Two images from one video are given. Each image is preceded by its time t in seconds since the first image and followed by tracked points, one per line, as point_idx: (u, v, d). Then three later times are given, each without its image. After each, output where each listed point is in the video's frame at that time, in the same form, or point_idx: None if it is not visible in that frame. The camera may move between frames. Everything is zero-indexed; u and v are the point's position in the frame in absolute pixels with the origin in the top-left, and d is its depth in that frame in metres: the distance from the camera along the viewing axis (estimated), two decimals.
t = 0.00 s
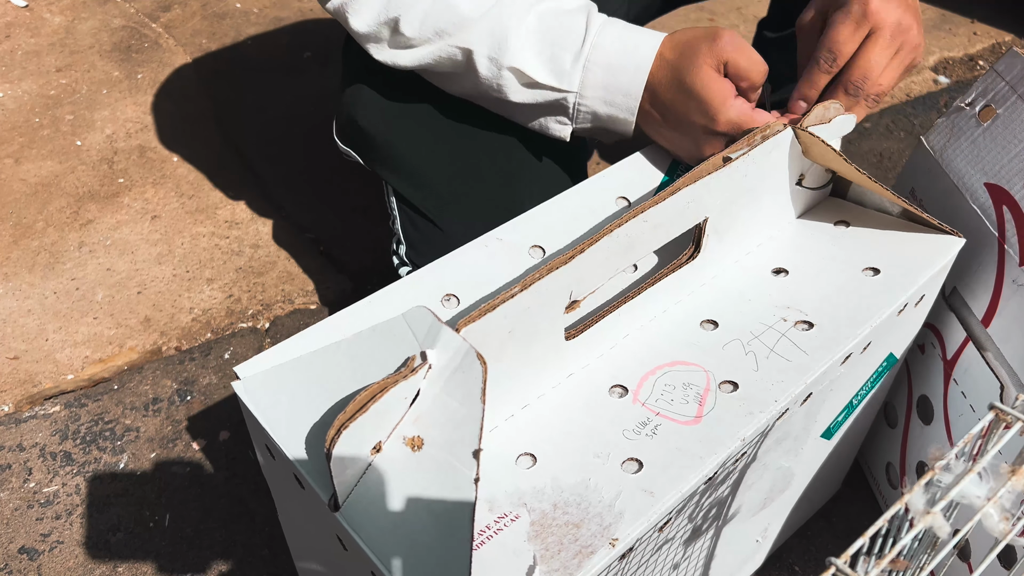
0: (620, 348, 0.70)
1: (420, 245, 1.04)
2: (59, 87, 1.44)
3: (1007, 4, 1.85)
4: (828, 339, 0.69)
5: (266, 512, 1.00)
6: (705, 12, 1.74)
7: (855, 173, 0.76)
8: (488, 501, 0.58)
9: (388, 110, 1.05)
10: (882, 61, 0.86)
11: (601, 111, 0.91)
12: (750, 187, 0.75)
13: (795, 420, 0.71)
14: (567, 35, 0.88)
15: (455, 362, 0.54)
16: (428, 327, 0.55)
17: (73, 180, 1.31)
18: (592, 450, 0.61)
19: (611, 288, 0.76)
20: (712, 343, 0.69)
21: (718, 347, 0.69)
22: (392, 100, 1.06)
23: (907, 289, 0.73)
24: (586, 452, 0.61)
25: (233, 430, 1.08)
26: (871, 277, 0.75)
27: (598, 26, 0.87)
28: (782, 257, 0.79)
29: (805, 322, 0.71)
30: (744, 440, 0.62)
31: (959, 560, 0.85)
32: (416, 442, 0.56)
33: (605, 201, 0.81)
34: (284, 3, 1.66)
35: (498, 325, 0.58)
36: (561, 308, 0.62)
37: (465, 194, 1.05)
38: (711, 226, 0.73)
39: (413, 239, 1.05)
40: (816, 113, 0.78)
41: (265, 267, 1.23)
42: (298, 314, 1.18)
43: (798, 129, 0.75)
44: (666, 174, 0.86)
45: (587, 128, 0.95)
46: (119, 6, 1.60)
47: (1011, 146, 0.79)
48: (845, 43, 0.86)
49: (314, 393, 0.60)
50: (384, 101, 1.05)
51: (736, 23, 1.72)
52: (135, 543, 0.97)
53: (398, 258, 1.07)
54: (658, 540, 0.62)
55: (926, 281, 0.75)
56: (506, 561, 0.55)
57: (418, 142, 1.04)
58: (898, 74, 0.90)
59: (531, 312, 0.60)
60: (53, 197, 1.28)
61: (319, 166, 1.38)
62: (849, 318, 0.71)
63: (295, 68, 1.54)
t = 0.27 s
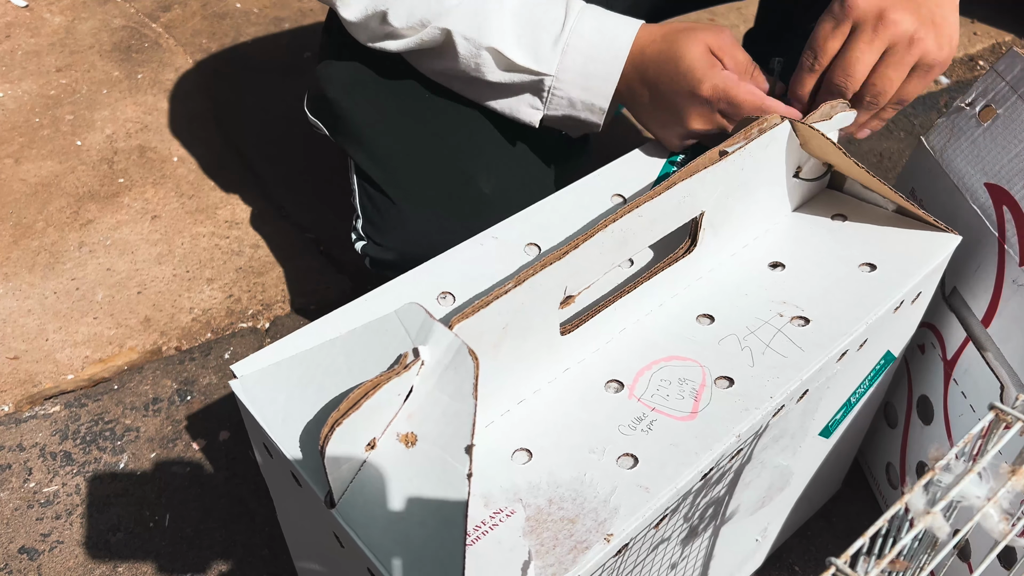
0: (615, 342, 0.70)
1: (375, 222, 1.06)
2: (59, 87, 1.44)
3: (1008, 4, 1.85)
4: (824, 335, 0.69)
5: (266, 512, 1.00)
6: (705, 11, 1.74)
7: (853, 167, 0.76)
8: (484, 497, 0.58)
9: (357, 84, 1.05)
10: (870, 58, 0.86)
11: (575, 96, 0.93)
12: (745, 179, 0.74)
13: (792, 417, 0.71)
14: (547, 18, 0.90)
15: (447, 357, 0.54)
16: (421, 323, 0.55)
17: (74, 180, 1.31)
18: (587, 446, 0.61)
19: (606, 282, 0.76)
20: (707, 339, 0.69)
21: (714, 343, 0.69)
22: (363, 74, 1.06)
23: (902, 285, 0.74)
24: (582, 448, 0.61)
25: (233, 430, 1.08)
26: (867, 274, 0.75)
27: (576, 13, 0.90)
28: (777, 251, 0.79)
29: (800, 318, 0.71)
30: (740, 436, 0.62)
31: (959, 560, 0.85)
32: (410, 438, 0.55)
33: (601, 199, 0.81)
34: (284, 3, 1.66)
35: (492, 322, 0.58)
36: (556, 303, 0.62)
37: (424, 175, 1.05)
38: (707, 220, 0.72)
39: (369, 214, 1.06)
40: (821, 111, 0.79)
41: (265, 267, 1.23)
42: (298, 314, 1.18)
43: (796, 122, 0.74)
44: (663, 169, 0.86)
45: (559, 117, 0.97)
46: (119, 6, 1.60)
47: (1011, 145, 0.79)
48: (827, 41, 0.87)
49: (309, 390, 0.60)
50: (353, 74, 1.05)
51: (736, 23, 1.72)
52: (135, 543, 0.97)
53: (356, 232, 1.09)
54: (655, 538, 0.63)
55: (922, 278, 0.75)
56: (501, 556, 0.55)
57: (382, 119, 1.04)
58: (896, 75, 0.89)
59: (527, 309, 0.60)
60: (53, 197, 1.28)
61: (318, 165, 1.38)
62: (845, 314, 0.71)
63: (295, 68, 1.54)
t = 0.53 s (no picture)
0: (614, 340, 0.70)
1: (331, 212, 1.06)
2: (59, 87, 1.44)
3: (1008, 4, 1.85)
4: (823, 335, 0.69)
5: (266, 512, 1.00)
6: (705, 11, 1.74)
7: (854, 163, 0.76)
8: (483, 496, 0.58)
9: (320, 74, 1.05)
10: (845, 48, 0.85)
11: (568, 71, 0.93)
12: (744, 177, 0.74)
13: (791, 416, 0.71)
14: None
15: (445, 357, 0.54)
16: (419, 322, 0.55)
17: (74, 180, 1.31)
18: (586, 444, 0.61)
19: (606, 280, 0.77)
20: (706, 337, 0.69)
21: (713, 341, 0.69)
22: (327, 63, 1.06)
23: (901, 284, 0.74)
24: (581, 447, 0.61)
25: (233, 430, 1.08)
26: (866, 272, 0.75)
27: None
28: (776, 248, 0.79)
29: (800, 317, 0.71)
30: (738, 436, 0.62)
31: (959, 560, 0.85)
32: (408, 438, 0.56)
33: (599, 198, 0.81)
34: (284, 3, 1.66)
35: (491, 321, 0.58)
36: (555, 300, 0.62)
37: (383, 166, 1.05)
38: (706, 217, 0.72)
39: (326, 205, 1.07)
40: (819, 105, 0.79)
41: (265, 267, 1.23)
42: (298, 314, 1.18)
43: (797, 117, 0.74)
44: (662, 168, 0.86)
45: (551, 94, 0.97)
46: (119, 6, 1.60)
47: (1011, 145, 0.79)
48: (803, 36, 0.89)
49: (307, 389, 0.60)
50: (320, 65, 1.06)
51: (735, 22, 1.72)
52: (135, 543, 0.97)
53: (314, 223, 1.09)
54: (655, 539, 0.63)
55: (921, 277, 0.75)
56: (500, 554, 0.55)
57: (343, 109, 1.04)
58: (879, 68, 0.87)
59: (527, 307, 0.60)
60: (54, 197, 1.28)
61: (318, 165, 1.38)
62: (844, 313, 0.71)
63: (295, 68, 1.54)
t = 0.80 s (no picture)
0: (615, 339, 0.70)
1: (312, 214, 1.05)
2: (59, 87, 1.44)
3: (1009, 4, 1.85)
4: (824, 335, 0.69)
5: (266, 512, 1.00)
6: (705, 11, 1.74)
7: (858, 162, 0.76)
8: (483, 495, 0.58)
9: (305, 75, 1.05)
10: (869, 62, 0.84)
11: (560, 72, 0.93)
12: (745, 176, 0.74)
13: (791, 416, 0.71)
14: None
15: (446, 357, 0.54)
16: (419, 322, 0.55)
17: (74, 180, 1.31)
18: (587, 444, 0.61)
19: (606, 279, 0.77)
20: (707, 337, 0.69)
21: (714, 341, 0.69)
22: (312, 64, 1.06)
23: (901, 284, 0.74)
24: (581, 446, 0.61)
25: (233, 430, 1.08)
26: (867, 271, 0.75)
27: None
28: (777, 247, 0.79)
29: (800, 317, 0.71)
30: (738, 437, 0.62)
31: (958, 560, 0.85)
32: (409, 438, 0.56)
33: (600, 198, 0.81)
34: (284, 3, 1.66)
35: (492, 320, 0.58)
36: (556, 300, 0.62)
37: (367, 167, 1.04)
38: (708, 216, 0.72)
39: (309, 206, 1.06)
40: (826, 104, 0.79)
41: (265, 267, 1.24)
42: (298, 314, 1.19)
43: (799, 114, 0.74)
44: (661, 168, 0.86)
45: (541, 93, 0.97)
46: (119, 5, 1.60)
47: (1011, 145, 0.79)
48: (839, 31, 0.84)
49: (308, 389, 0.60)
50: (305, 66, 1.05)
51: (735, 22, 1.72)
52: (135, 542, 0.97)
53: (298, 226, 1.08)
54: (654, 539, 0.63)
55: (921, 277, 0.75)
56: (500, 554, 0.55)
57: (327, 110, 1.04)
58: (890, 84, 0.87)
59: (529, 306, 0.60)
60: (53, 197, 1.28)
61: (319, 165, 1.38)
62: (844, 313, 0.71)
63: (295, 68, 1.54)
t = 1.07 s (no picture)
0: (616, 338, 0.70)
1: (295, 208, 1.05)
2: (59, 88, 1.44)
3: (1009, 4, 1.85)
4: (825, 335, 0.69)
5: (266, 512, 1.00)
6: (705, 11, 1.74)
7: (859, 162, 0.75)
8: (483, 496, 0.58)
9: (297, 69, 1.04)
10: (880, 61, 0.84)
11: (558, 76, 0.92)
12: (747, 176, 0.74)
13: (792, 416, 0.71)
14: None
15: (446, 357, 0.53)
16: (419, 322, 0.55)
17: (74, 179, 1.31)
18: (588, 444, 0.61)
19: (607, 279, 0.77)
20: (707, 337, 0.69)
21: (714, 341, 0.69)
22: (304, 58, 1.05)
23: (902, 284, 0.74)
24: (582, 446, 0.61)
25: (233, 430, 1.08)
26: (868, 272, 0.75)
27: None
28: (779, 248, 0.79)
29: (801, 317, 0.71)
30: (738, 438, 0.62)
31: (959, 560, 0.85)
32: (410, 438, 0.56)
33: (601, 198, 0.81)
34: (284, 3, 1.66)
35: (493, 320, 0.58)
36: (556, 300, 0.62)
37: (349, 163, 1.03)
38: (710, 216, 0.72)
39: (292, 201, 1.05)
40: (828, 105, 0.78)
41: (265, 267, 1.24)
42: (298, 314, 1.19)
43: (800, 116, 0.74)
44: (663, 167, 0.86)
45: (542, 95, 0.96)
46: (119, 5, 1.60)
47: (1011, 145, 0.79)
48: (856, 26, 0.84)
49: (308, 389, 0.60)
50: (296, 59, 1.05)
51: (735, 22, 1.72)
52: (135, 542, 0.97)
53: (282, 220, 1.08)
54: (654, 540, 0.63)
55: (923, 278, 0.75)
56: (501, 554, 0.55)
57: (314, 104, 1.03)
58: (895, 85, 0.87)
59: (529, 307, 0.60)
60: (54, 197, 1.28)
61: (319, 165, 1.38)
62: (845, 313, 0.71)
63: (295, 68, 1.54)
